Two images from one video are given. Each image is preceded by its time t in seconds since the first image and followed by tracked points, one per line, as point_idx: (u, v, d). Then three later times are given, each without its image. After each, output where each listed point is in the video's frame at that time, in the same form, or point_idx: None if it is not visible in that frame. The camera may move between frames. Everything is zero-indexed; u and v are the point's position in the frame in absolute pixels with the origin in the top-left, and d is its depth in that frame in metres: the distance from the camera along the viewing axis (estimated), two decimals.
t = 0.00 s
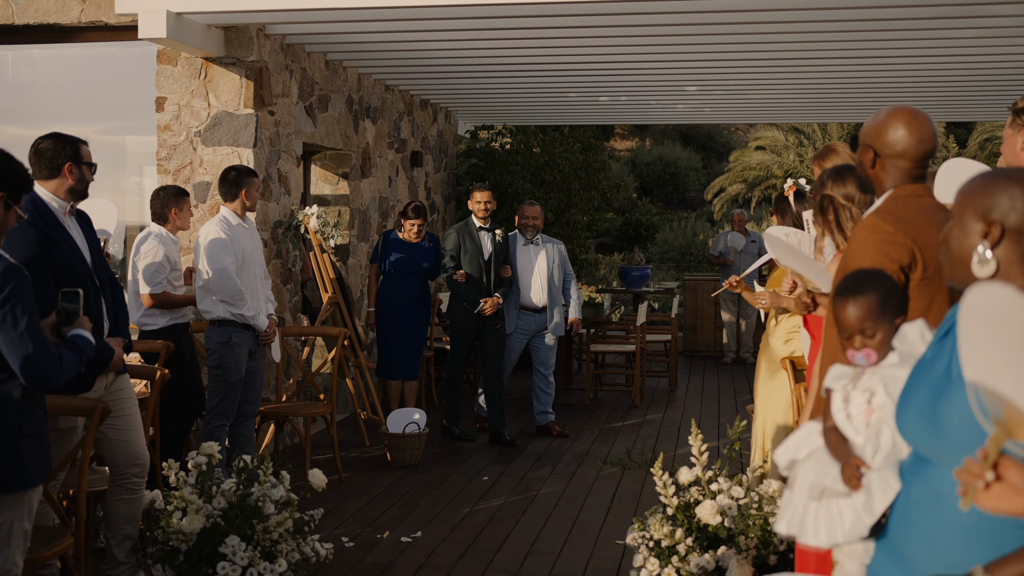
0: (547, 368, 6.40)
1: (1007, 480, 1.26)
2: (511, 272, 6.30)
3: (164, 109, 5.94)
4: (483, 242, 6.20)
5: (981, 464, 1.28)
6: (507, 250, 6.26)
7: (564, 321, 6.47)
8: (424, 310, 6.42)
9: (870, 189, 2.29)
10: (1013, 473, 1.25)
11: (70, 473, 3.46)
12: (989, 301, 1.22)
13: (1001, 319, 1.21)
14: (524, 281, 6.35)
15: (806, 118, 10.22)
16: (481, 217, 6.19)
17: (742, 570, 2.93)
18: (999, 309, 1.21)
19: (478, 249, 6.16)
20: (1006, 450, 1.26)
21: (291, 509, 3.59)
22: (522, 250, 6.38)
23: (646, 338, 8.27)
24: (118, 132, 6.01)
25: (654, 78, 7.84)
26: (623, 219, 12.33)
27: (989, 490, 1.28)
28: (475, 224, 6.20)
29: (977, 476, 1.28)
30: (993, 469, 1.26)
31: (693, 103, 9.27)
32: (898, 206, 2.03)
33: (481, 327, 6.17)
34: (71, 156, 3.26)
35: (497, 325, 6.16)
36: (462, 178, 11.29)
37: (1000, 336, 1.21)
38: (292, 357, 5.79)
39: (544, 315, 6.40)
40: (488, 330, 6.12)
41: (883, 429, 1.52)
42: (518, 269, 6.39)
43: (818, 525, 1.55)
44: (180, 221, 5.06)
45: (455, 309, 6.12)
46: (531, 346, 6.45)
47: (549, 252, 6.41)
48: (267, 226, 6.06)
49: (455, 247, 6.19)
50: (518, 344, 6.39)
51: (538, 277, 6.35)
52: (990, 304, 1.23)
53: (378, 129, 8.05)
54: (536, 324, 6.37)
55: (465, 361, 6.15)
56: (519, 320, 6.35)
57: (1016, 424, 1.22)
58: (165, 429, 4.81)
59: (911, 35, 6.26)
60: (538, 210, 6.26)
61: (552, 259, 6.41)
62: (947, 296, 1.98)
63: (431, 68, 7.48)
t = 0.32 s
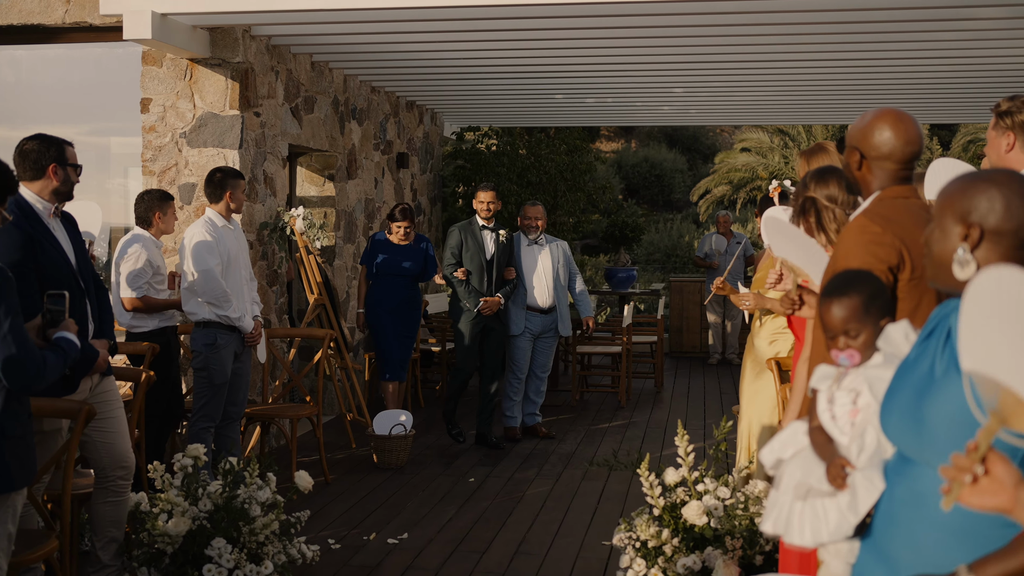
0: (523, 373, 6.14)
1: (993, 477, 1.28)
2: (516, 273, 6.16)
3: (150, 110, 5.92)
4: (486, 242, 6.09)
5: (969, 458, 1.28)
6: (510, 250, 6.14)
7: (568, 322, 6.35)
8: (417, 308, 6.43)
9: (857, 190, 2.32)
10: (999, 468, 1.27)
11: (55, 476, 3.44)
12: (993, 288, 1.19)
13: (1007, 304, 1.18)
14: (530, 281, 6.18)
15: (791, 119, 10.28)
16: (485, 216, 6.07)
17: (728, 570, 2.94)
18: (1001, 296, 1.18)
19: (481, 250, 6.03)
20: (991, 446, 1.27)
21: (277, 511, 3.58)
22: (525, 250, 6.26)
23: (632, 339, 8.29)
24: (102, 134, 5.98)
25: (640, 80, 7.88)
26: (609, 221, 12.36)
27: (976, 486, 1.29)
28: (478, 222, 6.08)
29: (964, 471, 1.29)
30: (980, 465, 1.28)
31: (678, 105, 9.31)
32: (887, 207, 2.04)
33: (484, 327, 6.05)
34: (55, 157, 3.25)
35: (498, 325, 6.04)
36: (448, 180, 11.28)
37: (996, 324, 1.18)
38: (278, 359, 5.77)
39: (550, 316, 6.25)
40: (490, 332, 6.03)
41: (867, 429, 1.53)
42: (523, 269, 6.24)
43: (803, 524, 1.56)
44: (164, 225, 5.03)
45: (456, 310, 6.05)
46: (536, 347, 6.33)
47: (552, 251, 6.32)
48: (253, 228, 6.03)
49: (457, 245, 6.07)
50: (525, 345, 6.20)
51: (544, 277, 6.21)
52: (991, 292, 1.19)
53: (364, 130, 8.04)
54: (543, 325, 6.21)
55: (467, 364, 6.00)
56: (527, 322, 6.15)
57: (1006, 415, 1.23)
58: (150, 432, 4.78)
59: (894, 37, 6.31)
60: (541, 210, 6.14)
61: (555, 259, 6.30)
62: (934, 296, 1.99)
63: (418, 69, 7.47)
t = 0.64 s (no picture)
0: (523, 374, 6.15)
1: (973, 484, 1.29)
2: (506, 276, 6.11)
3: (131, 111, 5.88)
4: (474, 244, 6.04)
5: (949, 467, 1.30)
6: (501, 253, 6.10)
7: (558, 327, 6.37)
8: (406, 310, 6.39)
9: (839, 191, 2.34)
10: (979, 474, 1.29)
11: (36, 479, 3.42)
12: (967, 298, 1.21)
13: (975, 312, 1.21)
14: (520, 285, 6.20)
15: (773, 121, 10.34)
16: (474, 219, 6.03)
17: (712, 570, 2.96)
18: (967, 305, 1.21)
19: (471, 252, 5.98)
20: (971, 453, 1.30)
21: (260, 513, 3.56)
22: (517, 255, 6.30)
23: (615, 340, 8.31)
24: (83, 134, 5.94)
25: (623, 82, 7.91)
26: (592, 222, 12.40)
27: (957, 493, 1.30)
28: (467, 225, 6.05)
29: (945, 479, 1.30)
30: (960, 472, 1.29)
31: (661, 107, 9.35)
32: (871, 209, 2.06)
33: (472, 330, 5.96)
34: (37, 158, 3.22)
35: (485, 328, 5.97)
36: (431, 181, 11.26)
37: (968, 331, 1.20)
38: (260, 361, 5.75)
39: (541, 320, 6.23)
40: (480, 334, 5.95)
41: (850, 430, 1.56)
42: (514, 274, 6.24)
43: (786, 525, 1.58)
44: (146, 228, 5.00)
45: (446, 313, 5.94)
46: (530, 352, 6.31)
47: (544, 256, 6.29)
48: (236, 229, 6.01)
49: (445, 247, 6.01)
50: (519, 349, 6.18)
51: (535, 281, 6.22)
52: (955, 302, 1.22)
53: (347, 131, 8.02)
54: (534, 329, 6.20)
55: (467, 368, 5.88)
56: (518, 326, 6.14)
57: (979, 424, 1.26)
58: (133, 433, 4.75)
59: (874, 40, 6.37)
60: (529, 214, 6.12)
61: (547, 264, 6.29)
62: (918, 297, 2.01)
63: (401, 70, 7.47)
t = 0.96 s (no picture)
0: (522, 380, 5.96)
1: (967, 477, 1.30)
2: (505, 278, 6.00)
3: (125, 112, 5.87)
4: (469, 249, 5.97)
5: (944, 459, 1.32)
6: (495, 254, 6.00)
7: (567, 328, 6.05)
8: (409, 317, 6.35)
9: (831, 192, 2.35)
10: (973, 467, 1.30)
11: (29, 481, 3.41)
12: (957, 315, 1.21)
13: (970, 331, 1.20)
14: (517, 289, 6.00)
15: (766, 123, 10.37)
16: (466, 223, 5.97)
17: (706, 572, 2.97)
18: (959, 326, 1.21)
19: (466, 257, 5.91)
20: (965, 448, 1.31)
21: (254, 515, 3.55)
22: (512, 257, 6.09)
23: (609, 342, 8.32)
24: (76, 136, 5.93)
25: (617, 84, 7.94)
26: (585, 224, 12.42)
27: (951, 484, 1.32)
28: (460, 230, 5.99)
29: (939, 471, 1.32)
30: (954, 465, 1.31)
31: (654, 109, 9.36)
32: (863, 210, 2.07)
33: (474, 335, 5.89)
34: (29, 160, 3.22)
35: (485, 333, 5.92)
36: (424, 182, 11.25)
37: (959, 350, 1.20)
38: (254, 363, 5.74)
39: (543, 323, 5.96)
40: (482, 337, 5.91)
41: (843, 431, 1.56)
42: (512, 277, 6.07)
43: (780, 526, 1.59)
44: (139, 231, 4.99)
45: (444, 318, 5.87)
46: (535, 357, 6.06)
47: (540, 257, 6.06)
48: (229, 231, 6.00)
49: (440, 255, 5.96)
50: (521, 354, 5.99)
51: (531, 283, 6.00)
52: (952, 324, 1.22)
53: (340, 133, 8.01)
54: (535, 333, 5.94)
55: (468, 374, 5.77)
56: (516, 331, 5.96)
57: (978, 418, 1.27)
58: (127, 436, 4.74)
59: (866, 42, 6.39)
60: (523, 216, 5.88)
61: (545, 265, 6.05)
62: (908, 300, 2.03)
63: (395, 72, 7.47)
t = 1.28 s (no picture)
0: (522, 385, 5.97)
1: (964, 474, 1.29)
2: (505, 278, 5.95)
3: (122, 113, 5.86)
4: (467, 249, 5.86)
5: (942, 455, 1.29)
6: (494, 254, 5.93)
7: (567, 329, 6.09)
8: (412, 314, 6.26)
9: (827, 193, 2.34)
10: (970, 465, 1.29)
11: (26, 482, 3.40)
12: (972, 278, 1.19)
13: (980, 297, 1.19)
14: (518, 290, 5.97)
15: (763, 124, 10.37)
16: (462, 223, 5.88)
17: (705, 572, 2.97)
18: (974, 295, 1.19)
19: (466, 258, 5.82)
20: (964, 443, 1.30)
21: (252, 516, 3.55)
22: (514, 257, 6.06)
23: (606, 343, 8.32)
24: (73, 137, 5.92)
25: (614, 85, 7.94)
26: (583, 226, 12.42)
27: (948, 482, 1.30)
28: (456, 230, 5.89)
29: (937, 468, 1.30)
30: (952, 461, 1.29)
31: (652, 110, 9.37)
32: (857, 210, 2.07)
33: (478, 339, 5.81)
34: (26, 160, 3.21)
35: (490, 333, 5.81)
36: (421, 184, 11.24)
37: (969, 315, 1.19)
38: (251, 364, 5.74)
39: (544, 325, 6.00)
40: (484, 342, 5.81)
41: (843, 432, 1.56)
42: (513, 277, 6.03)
43: (781, 527, 1.57)
44: (136, 232, 4.98)
45: (445, 321, 5.78)
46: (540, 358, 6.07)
47: (542, 258, 6.03)
48: (227, 232, 5.99)
49: (438, 258, 5.86)
50: (522, 357, 5.99)
51: (532, 286, 5.97)
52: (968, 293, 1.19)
53: (338, 134, 8.01)
54: (536, 336, 5.96)
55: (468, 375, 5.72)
56: (517, 334, 5.99)
57: (976, 411, 1.26)
58: (125, 437, 4.73)
59: (863, 43, 6.40)
60: (528, 216, 5.86)
61: (546, 266, 6.03)
62: (903, 301, 2.03)
63: (392, 73, 7.47)
